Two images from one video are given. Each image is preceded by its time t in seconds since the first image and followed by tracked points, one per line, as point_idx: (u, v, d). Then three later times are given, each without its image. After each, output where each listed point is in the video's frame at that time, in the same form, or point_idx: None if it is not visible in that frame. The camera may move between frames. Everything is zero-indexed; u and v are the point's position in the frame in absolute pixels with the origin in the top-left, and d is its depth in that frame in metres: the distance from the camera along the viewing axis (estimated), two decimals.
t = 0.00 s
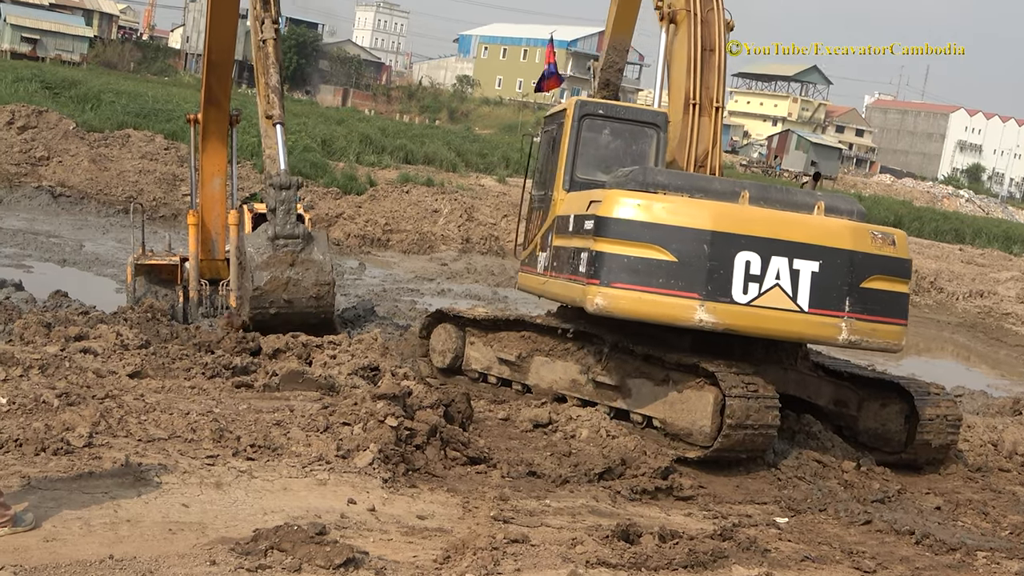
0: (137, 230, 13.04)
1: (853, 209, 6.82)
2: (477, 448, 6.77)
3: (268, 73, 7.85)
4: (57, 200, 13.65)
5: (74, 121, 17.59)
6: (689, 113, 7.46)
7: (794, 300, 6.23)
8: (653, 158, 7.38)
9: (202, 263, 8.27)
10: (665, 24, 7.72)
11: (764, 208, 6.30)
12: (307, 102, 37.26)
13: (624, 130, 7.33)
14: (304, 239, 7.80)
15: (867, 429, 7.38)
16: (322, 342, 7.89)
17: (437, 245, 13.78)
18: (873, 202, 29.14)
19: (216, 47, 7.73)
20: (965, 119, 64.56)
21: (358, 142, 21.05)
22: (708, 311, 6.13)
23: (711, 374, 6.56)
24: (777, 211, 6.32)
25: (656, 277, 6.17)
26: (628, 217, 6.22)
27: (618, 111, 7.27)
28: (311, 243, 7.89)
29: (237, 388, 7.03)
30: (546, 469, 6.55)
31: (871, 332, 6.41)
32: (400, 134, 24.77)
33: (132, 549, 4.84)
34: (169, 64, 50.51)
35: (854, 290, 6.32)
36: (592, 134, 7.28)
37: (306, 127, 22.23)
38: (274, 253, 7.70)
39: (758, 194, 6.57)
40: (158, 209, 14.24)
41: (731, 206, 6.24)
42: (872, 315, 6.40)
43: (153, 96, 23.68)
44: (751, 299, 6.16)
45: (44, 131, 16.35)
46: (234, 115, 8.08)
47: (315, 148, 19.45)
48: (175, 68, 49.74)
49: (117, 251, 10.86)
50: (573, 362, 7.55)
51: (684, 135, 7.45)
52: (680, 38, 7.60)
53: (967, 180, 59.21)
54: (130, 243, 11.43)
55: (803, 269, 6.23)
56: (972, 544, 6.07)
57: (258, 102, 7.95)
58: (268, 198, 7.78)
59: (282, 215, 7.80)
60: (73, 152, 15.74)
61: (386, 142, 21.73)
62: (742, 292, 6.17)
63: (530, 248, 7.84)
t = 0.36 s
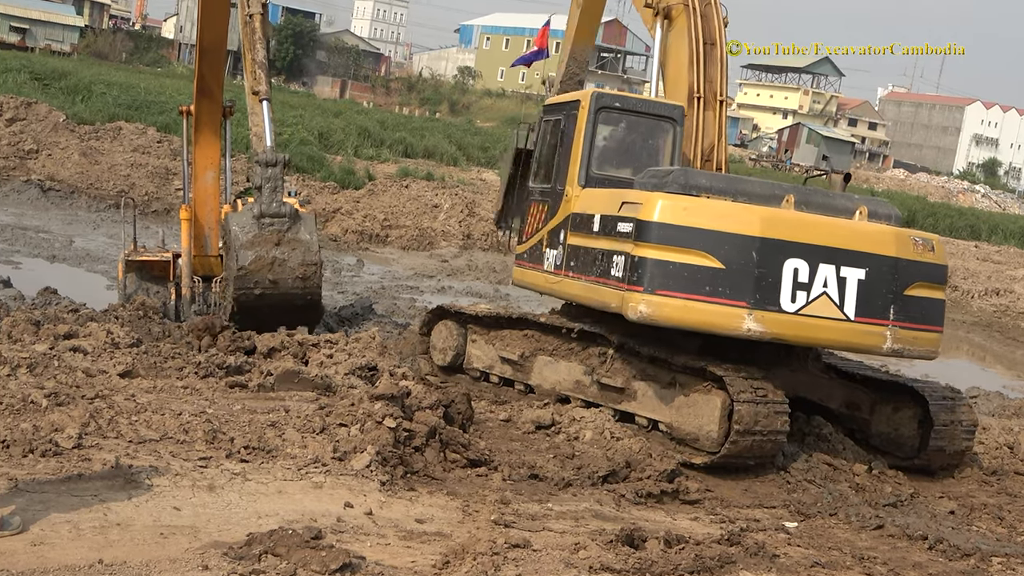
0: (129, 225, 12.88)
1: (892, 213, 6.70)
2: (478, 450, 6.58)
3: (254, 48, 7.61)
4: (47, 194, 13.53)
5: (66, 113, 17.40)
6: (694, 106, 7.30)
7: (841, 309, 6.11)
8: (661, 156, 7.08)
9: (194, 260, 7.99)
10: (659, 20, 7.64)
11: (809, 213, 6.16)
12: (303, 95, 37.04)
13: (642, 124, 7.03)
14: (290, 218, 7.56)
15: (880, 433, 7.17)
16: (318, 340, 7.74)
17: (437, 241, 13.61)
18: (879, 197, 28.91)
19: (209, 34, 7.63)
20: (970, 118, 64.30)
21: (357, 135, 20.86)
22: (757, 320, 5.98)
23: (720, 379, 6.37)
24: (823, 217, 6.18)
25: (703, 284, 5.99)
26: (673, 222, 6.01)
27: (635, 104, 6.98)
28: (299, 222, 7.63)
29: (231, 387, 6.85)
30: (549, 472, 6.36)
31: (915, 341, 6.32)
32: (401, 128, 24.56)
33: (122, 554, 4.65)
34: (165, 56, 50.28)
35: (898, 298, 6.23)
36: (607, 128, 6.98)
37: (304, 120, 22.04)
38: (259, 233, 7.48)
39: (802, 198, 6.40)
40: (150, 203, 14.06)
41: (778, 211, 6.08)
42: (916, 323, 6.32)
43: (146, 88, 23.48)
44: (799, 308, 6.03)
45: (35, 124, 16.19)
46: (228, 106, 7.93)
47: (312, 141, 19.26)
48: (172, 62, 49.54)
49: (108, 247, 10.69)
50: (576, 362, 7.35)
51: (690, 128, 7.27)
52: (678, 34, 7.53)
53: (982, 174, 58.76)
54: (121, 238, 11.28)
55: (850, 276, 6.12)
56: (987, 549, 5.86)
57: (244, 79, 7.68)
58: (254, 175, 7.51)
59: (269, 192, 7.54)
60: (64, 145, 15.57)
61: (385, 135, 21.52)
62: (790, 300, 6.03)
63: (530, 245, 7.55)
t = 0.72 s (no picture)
0: (119, 224, 12.83)
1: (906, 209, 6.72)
2: (472, 451, 6.49)
3: (235, 51, 7.38)
4: (36, 194, 13.53)
5: (55, 111, 17.30)
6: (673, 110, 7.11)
7: (871, 304, 6.09)
8: (660, 158, 6.99)
9: (185, 259, 7.93)
10: (625, 33, 7.58)
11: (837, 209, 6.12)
12: (297, 92, 36.95)
13: (644, 121, 6.94)
14: (269, 225, 7.28)
15: (877, 430, 7.09)
16: (310, 341, 7.67)
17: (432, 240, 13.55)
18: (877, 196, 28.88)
19: (198, 33, 7.70)
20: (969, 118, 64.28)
21: (351, 133, 20.79)
22: (793, 317, 5.91)
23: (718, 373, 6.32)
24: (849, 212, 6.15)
25: (739, 282, 5.89)
26: (707, 219, 5.90)
27: (638, 100, 6.89)
28: (278, 229, 7.34)
29: (222, 389, 6.77)
30: (545, 473, 6.28)
31: (939, 335, 6.34)
32: (396, 126, 24.50)
33: (111, 557, 4.57)
34: (159, 55, 50.17)
35: (922, 293, 6.24)
36: (611, 124, 6.85)
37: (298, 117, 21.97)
38: (238, 241, 7.18)
39: (826, 194, 6.36)
40: (141, 202, 13.98)
41: (808, 206, 6.02)
42: (939, 317, 6.33)
43: (137, 86, 23.41)
44: (832, 304, 5.98)
45: (24, 122, 16.12)
46: (218, 104, 7.96)
47: (306, 138, 19.19)
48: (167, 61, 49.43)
49: (98, 246, 10.63)
50: (572, 361, 7.26)
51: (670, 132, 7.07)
52: (647, 46, 7.48)
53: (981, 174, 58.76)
54: (111, 237, 11.23)
55: (878, 272, 6.10)
56: (987, 550, 5.78)
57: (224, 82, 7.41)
58: (233, 181, 7.23)
59: (248, 199, 7.26)
60: (54, 144, 15.50)
61: (379, 133, 21.47)
62: (824, 297, 5.98)
63: (521, 245, 7.39)
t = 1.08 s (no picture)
0: (114, 226, 12.86)
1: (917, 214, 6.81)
2: (467, 451, 6.49)
3: (228, 55, 7.40)
4: (30, 195, 13.54)
5: (50, 112, 17.29)
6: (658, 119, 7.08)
7: (897, 309, 6.12)
8: (661, 162, 6.88)
9: (179, 260, 7.90)
10: (596, 45, 7.43)
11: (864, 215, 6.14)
12: (291, 93, 36.93)
13: (649, 121, 6.86)
14: (262, 231, 7.26)
15: (872, 430, 7.11)
16: (305, 342, 7.67)
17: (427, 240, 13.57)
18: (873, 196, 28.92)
19: (193, 35, 7.73)
20: (965, 121, 64.39)
21: (346, 133, 20.81)
22: (826, 322, 5.91)
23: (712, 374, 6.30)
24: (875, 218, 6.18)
25: (775, 288, 5.88)
26: (743, 225, 5.87)
27: (644, 101, 6.81)
28: (271, 234, 7.33)
29: (217, 390, 6.77)
30: (539, 473, 6.27)
31: (955, 338, 6.42)
32: (391, 126, 24.51)
33: (105, 558, 4.56)
34: (154, 56, 50.18)
35: (942, 298, 6.30)
36: (617, 124, 6.76)
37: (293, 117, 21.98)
38: (231, 246, 7.17)
39: (849, 200, 6.39)
40: (135, 203, 13.98)
41: (838, 212, 6.03)
42: (956, 321, 6.41)
43: (132, 86, 23.40)
44: (862, 310, 6.00)
45: (18, 123, 16.13)
46: (212, 106, 7.98)
47: (301, 139, 19.20)
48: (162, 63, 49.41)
49: (93, 247, 10.63)
50: (567, 362, 7.26)
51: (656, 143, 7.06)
52: (620, 55, 7.36)
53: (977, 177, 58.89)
54: (105, 237, 11.24)
55: (904, 277, 6.14)
56: (981, 549, 5.78)
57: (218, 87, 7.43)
58: (225, 187, 7.21)
59: (241, 205, 7.24)
60: (49, 145, 15.49)
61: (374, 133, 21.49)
62: (854, 302, 5.99)
63: (516, 245, 7.31)
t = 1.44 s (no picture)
0: (111, 230, 12.86)
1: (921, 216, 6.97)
2: (464, 455, 6.50)
3: (226, 57, 7.41)
4: (27, 200, 13.54)
5: (46, 117, 17.28)
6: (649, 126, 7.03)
7: (915, 314, 6.29)
8: (661, 166, 6.95)
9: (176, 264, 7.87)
10: (571, 57, 7.34)
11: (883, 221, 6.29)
12: (287, 97, 36.90)
13: (655, 126, 6.91)
14: (262, 232, 7.21)
15: (869, 431, 7.12)
16: (302, 346, 7.68)
17: (424, 245, 13.58)
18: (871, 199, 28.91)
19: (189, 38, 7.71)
20: (963, 120, 64.40)
21: (343, 137, 20.82)
22: (853, 328, 6.05)
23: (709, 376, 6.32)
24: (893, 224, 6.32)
25: (805, 296, 5.96)
26: (775, 233, 5.92)
27: (650, 106, 6.83)
28: (271, 235, 7.27)
29: (214, 394, 6.78)
30: (537, 477, 6.27)
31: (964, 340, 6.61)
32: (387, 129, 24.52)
33: (102, 563, 4.55)
34: (150, 60, 50.17)
35: (954, 301, 6.48)
36: (625, 130, 6.77)
37: (290, 121, 21.98)
38: (230, 247, 7.10)
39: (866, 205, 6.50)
40: (132, 208, 13.98)
41: (861, 219, 6.16)
42: (965, 323, 6.61)
43: (128, 91, 23.39)
44: (885, 315, 6.16)
45: (14, 127, 16.13)
46: (208, 109, 7.97)
47: (297, 143, 19.21)
48: (159, 66, 49.38)
49: (89, 252, 10.63)
50: (564, 365, 7.26)
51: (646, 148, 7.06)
52: (597, 67, 7.26)
53: (975, 177, 58.90)
54: (101, 243, 11.24)
55: (921, 282, 6.30)
56: (978, 551, 5.78)
57: (217, 89, 7.43)
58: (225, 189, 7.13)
59: (240, 206, 7.17)
60: (45, 149, 15.49)
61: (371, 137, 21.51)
62: (878, 308, 6.14)
63: (515, 249, 7.26)
